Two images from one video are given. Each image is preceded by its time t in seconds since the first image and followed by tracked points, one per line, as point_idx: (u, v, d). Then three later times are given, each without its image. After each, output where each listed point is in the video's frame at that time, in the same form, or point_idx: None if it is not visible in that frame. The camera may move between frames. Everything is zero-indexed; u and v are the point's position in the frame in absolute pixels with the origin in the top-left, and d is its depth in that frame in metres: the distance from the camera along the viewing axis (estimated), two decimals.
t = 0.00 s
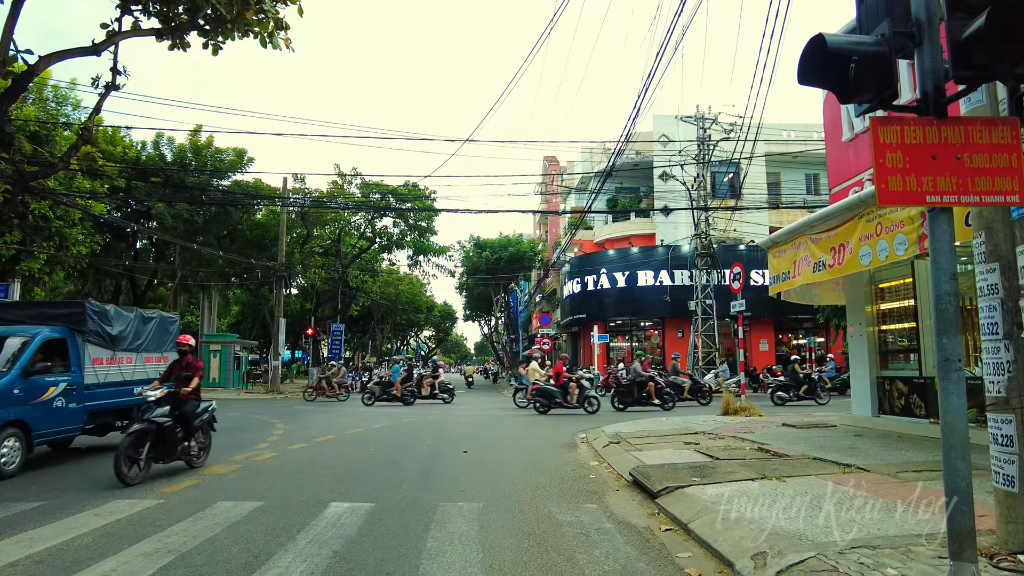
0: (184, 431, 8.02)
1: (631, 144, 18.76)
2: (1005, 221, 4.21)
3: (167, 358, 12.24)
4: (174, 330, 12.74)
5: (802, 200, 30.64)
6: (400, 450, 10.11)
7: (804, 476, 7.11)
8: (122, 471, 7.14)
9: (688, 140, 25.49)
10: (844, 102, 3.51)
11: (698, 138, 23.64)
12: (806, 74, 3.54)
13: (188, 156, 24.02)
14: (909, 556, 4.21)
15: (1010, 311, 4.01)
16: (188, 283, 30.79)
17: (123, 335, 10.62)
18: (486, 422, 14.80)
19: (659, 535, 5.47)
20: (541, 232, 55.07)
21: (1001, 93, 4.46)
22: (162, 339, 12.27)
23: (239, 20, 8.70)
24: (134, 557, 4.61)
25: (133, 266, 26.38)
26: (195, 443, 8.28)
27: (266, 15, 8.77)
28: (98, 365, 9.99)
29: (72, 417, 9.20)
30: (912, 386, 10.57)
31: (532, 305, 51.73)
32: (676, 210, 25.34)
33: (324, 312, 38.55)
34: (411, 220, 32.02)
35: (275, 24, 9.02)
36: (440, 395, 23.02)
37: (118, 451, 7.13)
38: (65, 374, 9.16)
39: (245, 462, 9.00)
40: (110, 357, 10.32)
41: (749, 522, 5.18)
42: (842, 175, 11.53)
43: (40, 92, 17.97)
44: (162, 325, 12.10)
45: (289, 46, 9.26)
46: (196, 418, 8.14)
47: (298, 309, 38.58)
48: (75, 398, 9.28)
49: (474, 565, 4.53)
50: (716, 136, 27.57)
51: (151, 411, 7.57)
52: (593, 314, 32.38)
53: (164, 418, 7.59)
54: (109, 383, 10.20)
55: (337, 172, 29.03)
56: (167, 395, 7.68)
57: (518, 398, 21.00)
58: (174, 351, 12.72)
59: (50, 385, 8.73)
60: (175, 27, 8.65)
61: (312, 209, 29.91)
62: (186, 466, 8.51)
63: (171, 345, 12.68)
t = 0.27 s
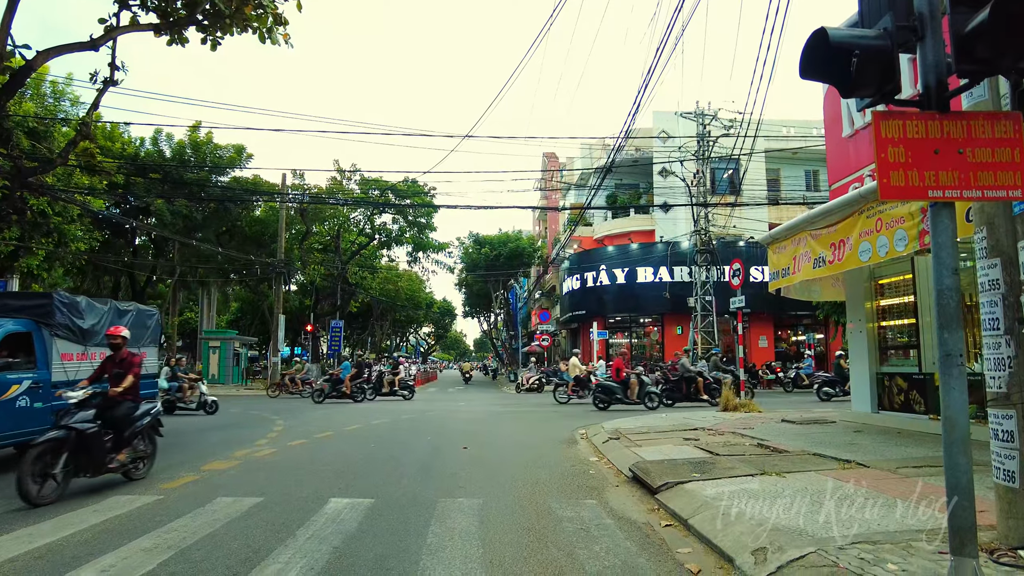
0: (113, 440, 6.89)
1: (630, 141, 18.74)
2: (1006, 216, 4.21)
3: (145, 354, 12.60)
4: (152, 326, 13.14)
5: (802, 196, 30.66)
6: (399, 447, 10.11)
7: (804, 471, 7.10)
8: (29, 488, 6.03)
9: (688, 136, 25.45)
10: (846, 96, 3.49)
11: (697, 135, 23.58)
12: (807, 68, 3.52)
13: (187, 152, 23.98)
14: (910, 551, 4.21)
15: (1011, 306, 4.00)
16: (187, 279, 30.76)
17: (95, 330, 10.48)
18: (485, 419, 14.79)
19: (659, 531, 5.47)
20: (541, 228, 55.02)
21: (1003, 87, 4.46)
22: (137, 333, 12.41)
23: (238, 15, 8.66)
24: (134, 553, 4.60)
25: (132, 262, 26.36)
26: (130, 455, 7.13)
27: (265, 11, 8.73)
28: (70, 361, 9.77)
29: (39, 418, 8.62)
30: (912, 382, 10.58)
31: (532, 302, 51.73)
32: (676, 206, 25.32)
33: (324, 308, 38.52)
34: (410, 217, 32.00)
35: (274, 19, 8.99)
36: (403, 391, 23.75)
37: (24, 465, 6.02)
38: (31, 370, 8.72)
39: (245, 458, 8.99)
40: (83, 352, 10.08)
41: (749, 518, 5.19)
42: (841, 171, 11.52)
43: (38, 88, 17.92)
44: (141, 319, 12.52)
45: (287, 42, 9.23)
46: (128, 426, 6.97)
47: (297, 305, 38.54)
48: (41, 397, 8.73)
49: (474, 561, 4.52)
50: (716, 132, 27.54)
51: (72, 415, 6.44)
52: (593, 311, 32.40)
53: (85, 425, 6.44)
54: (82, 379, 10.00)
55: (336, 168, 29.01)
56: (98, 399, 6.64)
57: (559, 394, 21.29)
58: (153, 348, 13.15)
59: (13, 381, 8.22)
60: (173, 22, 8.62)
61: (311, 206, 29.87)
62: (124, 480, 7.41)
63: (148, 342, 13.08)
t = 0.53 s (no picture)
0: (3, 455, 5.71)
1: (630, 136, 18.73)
2: (1006, 211, 4.19)
3: (119, 348, 10.45)
4: (128, 320, 11.11)
5: (801, 192, 30.64)
6: (398, 442, 10.13)
7: (803, 467, 7.11)
8: None
9: (687, 132, 25.41)
10: (846, 91, 3.48)
11: (696, 130, 23.55)
12: (807, 63, 3.51)
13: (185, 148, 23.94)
14: (908, 546, 4.22)
15: (1009, 301, 4.00)
16: (186, 275, 30.73)
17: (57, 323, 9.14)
18: (484, 414, 14.80)
19: (657, 526, 5.48)
20: (540, 224, 54.96)
21: (1003, 81, 4.46)
22: (112, 325, 10.39)
23: (235, 9, 8.62)
24: (131, 548, 4.60)
25: (130, 258, 26.35)
26: (34, 470, 5.98)
27: (263, 5, 8.69)
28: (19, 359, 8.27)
29: None
30: (910, 377, 10.60)
31: (531, 298, 51.69)
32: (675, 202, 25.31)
33: (323, 304, 38.49)
34: (409, 212, 31.96)
35: (271, 14, 8.95)
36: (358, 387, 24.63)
37: None
38: None
39: (244, 454, 9.00)
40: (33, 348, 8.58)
41: (747, 513, 5.19)
42: (841, 167, 11.51)
43: (34, 84, 17.89)
44: (115, 310, 10.49)
45: (285, 36, 9.18)
46: (25, 435, 5.85)
47: (296, 301, 38.50)
48: None
49: (472, 556, 4.52)
50: (715, 128, 27.51)
51: None
52: (592, 307, 32.45)
53: None
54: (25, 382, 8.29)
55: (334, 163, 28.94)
56: None
57: (596, 388, 21.84)
58: (129, 345, 10.95)
59: None
60: (171, 17, 8.57)
61: (309, 201, 29.82)
62: (30, 501, 6.22)
63: (124, 338, 10.95)
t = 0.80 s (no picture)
0: None
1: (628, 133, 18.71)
2: (1002, 208, 4.20)
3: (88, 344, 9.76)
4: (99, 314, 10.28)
5: (798, 189, 30.66)
6: (396, 439, 10.13)
7: (799, 463, 7.12)
8: None
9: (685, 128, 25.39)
10: (843, 87, 3.48)
11: (694, 127, 23.53)
12: (804, 59, 3.49)
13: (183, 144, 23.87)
14: (904, 541, 4.23)
15: (1005, 298, 4.01)
16: (183, 271, 30.67)
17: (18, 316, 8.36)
18: (482, 411, 14.81)
19: (654, 522, 5.49)
20: (537, 221, 54.93)
21: (1000, 78, 4.47)
22: (79, 319, 9.64)
23: (232, 5, 8.58)
24: (129, 545, 4.60)
25: (127, 254, 26.29)
26: None
27: (260, 1, 8.66)
28: None
29: None
30: (907, 374, 10.63)
31: (528, 295, 51.69)
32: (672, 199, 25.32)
33: (320, 301, 38.44)
34: (407, 209, 31.93)
35: (268, 9, 8.91)
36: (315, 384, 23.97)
37: None
38: None
39: (242, 450, 9.00)
40: None
41: (743, 509, 5.21)
42: (838, 164, 11.52)
43: (30, 79, 17.81)
44: (83, 303, 9.70)
45: (282, 32, 9.14)
46: None
47: (294, 298, 38.43)
48: None
49: (470, 552, 4.53)
50: (713, 125, 27.50)
51: None
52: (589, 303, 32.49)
53: None
54: None
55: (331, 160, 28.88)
56: None
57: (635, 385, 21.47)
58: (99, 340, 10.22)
59: None
60: (167, 13, 8.54)
61: (306, 198, 29.75)
62: None
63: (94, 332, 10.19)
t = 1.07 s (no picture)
0: None
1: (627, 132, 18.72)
2: (1000, 207, 4.20)
3: (52, 343, 8.92)
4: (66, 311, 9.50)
5: (797, 188, 30.68)
6: (395, 437, 10.13)
7: (798, 461, 7.14)
8: None
9: (684, 127, 25.38)
10: (842, 86, 3.49)
11: (693, 126, 23.54)
12: (803, 58, 3.50)
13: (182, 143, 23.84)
14: (901, 539, 4.25)
15: (1003, 296, 4.01)
16: (181, 270, 30.64)
17: None
18: (481, 410, 14.80)
19: (652, 520, 5.50)
20: (536, 220, 54.87)
21: (997, 78, 4.48)
22: (43, 315, 8.85)
23: (230, 3, 8.57)
24: (128, 543, 4.61)
25: (125, 253, 26.26)
26: None
27: None
28: None
29: None
30: (905, 372, 10.65)
31: (528, 294, 51.66)
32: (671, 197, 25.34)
33: (319, 300, 38.43)
34: (406, 208, 31.90)
35: (267, 8, 8.91)
36: (271, 383, 23.09)
37: None
38: None
39: (241, 449, 8.99)
40: None
41: (742, 507, 5.22)
42: (837, 163, 11.53)
43: (28, 77, 17.80)
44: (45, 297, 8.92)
45: (281, 31, 9.14)
46: None
47: (293, 297, 38.37)
48: None
49: (468, 550, 4.53)
50: (711, 124, 27.50)
51: None
52: (588, 302, 32.51)
53: None
54: None
55: (330, 158, 28.86)
56: None
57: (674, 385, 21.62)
58: (67, 339, 9.41)
59: None
60: (166, 11, 8.53)
61: (305, 197, 29.73)
62: None
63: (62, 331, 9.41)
